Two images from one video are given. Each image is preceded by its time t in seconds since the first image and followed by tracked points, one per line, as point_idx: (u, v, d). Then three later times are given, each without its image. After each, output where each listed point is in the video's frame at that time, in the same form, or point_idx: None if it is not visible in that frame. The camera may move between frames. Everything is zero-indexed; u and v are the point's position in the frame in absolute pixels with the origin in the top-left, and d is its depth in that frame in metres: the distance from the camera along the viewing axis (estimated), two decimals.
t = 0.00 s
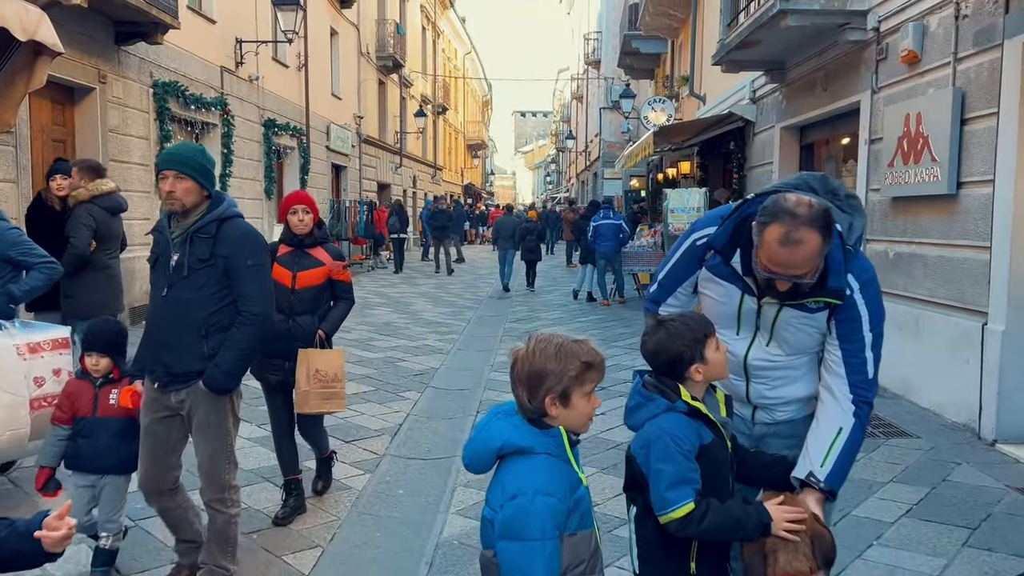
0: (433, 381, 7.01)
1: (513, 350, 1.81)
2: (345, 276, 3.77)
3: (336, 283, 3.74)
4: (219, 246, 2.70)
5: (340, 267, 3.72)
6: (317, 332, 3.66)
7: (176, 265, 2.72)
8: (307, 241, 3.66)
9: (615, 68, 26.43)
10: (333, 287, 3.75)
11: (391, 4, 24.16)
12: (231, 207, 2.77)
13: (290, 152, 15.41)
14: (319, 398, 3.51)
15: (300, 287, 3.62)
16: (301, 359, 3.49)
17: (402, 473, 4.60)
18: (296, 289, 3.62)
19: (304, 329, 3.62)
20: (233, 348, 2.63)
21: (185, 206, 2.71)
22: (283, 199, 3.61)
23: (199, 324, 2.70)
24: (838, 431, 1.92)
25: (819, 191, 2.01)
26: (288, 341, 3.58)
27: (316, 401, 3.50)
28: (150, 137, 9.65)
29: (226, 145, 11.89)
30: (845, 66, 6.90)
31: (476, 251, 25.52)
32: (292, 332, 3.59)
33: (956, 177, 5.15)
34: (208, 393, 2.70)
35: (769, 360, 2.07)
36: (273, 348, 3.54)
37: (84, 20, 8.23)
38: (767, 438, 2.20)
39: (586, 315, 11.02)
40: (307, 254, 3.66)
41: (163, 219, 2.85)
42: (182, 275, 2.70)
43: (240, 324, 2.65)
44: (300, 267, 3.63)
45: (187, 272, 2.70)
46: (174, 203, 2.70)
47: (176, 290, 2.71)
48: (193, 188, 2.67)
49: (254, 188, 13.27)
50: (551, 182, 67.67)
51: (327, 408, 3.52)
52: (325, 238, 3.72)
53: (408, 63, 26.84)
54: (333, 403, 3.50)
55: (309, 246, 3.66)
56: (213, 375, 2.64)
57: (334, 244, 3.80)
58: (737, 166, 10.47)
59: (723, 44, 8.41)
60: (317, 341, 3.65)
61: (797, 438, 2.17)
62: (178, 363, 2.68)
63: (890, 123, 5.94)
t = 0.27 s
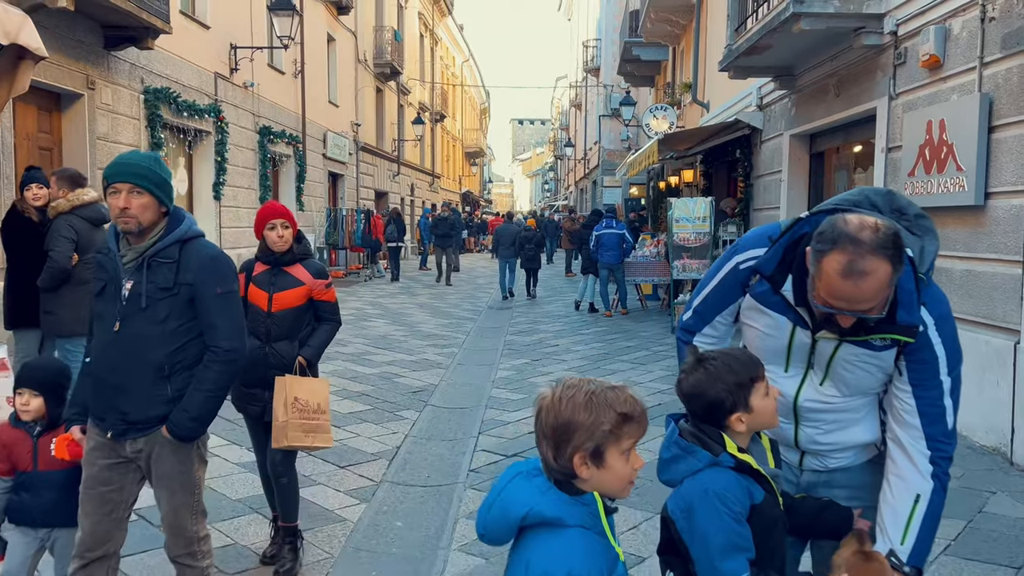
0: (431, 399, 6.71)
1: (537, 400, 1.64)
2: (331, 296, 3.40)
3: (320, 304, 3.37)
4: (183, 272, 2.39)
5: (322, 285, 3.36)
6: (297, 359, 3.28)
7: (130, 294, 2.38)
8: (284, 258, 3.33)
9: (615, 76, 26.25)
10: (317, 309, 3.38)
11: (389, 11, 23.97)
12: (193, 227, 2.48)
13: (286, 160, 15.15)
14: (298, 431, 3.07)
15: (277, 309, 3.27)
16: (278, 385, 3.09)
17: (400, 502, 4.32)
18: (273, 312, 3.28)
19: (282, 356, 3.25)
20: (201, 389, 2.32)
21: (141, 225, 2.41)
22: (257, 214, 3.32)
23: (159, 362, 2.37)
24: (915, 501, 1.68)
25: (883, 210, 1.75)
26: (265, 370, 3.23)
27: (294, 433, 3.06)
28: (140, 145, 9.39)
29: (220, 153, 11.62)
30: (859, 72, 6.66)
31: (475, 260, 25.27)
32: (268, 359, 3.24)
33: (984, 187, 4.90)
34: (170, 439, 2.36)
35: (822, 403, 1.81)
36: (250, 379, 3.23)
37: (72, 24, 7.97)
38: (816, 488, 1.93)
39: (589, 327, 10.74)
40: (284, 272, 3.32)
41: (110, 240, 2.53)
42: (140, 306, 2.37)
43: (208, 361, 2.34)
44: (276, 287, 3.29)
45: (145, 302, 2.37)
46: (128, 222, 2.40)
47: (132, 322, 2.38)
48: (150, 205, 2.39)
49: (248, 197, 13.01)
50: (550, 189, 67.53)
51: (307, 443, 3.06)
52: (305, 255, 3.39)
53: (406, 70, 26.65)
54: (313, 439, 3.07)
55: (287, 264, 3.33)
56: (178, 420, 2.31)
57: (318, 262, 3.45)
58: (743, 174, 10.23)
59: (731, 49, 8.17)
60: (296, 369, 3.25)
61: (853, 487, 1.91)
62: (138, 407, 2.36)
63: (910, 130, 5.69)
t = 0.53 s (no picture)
0: (431, 417, 6.43)
1: (581, 457, 1.42)
2: (313, 320, 3.13)
3: (300, 330, 3.10)
4: (106, 300, 2.07)
5: (303, 308, 3.08)
6: (274, 394, 2.99)
7: (43, 329, 2.05)
8: (260, 279, 3.06)
9: (614, 84, 26.09)
10: (298, 336, 3.11)
11: (386, 19, 23.79)
12: (115, 244, 2.16)
13: (282, 169, 14.90)
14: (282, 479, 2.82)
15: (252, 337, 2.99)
16: (255, 431, 2.81)
17: (401, 532, 4.03)
18: (247, 340, 3.00)
19: (257, 390, 2.97)
20: (133, 442, 2.02)
21: (57, 244, 2.09)
22: (229, 231, 3.06)
23: (80, 411, 2.04)
24: (1012, 561, 1.53)
25: (975, 227, 1.51)
26: (239, 407, 2.96)
27: (277, 481, 2.81)
28: (130, 153, 9.12)
29: (214, 161, 11.36)
30: (875, 77, 6.43)
31: (473, 270, 25.01)
32: (242, 395, 2.96)
33: (1016, 197, 4.65)
34: (99, 502, 2.05)
35: (903, 451, 1.60)
36: (225, 417, 2.98)
37: (59, 28, 7.72)
38: (890, 545, 1.71)
39: (591, 339, 10.47)
40: (259, 295, 3.05)
41: (17, 262, 2.21)
42: (55, 343, 2.04)
43: (141, 408, 2.04)
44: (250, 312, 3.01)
45: (62, 337, 2.04)
46: (40, 243, 2.07)
47: (47, 364, 2.05)
48: (66, 221, 2.08)
49: (243, 206, 12.74)
50: (547, 198, 67.38)
51: (293, 489, 2.83)
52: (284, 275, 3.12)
53: (404, 78, 26.45)
54: (300, 484, 2.84)
55: (263, 286, 3.06)
56: (108, 479, 2.00)
57: (299, 283, 3.17)
58: (750, 183, 10.00)
59: (739, 55, 7.96)
60: (273, 405, 2.97)
61: (936, 547, 1.67)
62: (59, 466, 2.04)
63: (933, 137, 5.46)
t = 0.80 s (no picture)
0: (429, 438, 6.17)
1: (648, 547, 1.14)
2: (290, 351, 2.83)
3: (274, 361, 2.81)
4: None
5: (278, 338, 2.79)
6: (240, 435, 2.72)
7: None
8: (231, 302, 2.78)
9: (611, 95, 25.96)
10: (273, 367, 2.82)
11: (382, 29, 23.63)
12: None
13: (275, 180, 14.65)
14: (238, 534, 2.56)
15: (215, 369, 2.70)
16: (212, 480, 2.55)
17: (400, 568, 3.76)
18: (210, 372, 2.71)
19: (220, 431, 2.70)
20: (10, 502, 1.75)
21: None
22: (199, 246, 2.80)
23: None
24: None
25: None
26: (200, 450, 2.70)
27: (233, 538, 2.55)
28: (119, 163, 8.87)
29: (206, 172, 11.11)
30: (889, 85, 6.23)
31: (470, 282, 24.75)
32: (202, 437, 2.70)
33: None
34: None
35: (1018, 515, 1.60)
36: (185, 461, 2.73)
37: (44, 34, 7.48)
38: None
39: (593, 354, 10.22)
40: (229, 320, 2.76)
41: None
42: None
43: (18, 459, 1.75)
44: (215, 339, 2.72)
45: None
46: None
47: None
48: None
49: (235, 218, 12.48)
50: (542, 210, 67.24)
51: (249, 546, 2.57)
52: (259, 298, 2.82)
53: (399, 89, 26.26)
54: (258, 542, 2.58)
55: (233, 310, 2.77)
56: None
57: (277, 308, 2.88)
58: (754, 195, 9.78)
59: (746, 64, 7.76)
60: (237, 447, 2.71)
61: None
62: None
63: (955, 147, 5.24)
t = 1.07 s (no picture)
0: (425, 462, 5.88)
1: None
2: (258, 385, 2.47)
3: (242, 396, 2.45)
4: None
5: (243, 368, 2.43)
6: (201, 484, 2.36)
7: None
8: (187, 328, 2.44)
9: (606, 106, 25.83)
10: (240, 403, 2.46)
11: (376, 40, 23.46)
12: None
13: (267, 192, 14.38)
14: None
15: (169, 408, 2.36)
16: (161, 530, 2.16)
17: None
18: (162, 411, 2.36)
19: (175, 480, 2.35)
20: None
21: None
22: (151, 263, 2.45)
23: None
24: None
25: None
26: (152, 502, 2.36)
27: None
28: (104, 174, 8.59)
29: (195, 184, 10.83)
30: (903, 94, 6.02)
31: (464, 294, 24.48)
32: (155, 485, 2.34)
33: None
34: None
35: None
36: (135, 515, 2.39)
37: (26, 41, 7.22)
38: None
39: (592, 370, 9.95)
40: (185, 348, 2.42)
41: None
42: None
43: None
44: (168, 371, 2.37)
45: None
46: None
47: None
48: None
49: (225, 231, 12.19)
50: (535, 222, 67.10)
51: None
52: (220, 322, 2.47)
53: (393, 101, 26.07)
54: None
55: (190, 337, 2.43)
56: None
57: (243, 334, 2.53)
58: (756, 207, 9.57)
59: (751, 73, 7.56)
60: (196, 499, 2.35)
61: None
62: None
63: (977, 157, 5.02)
